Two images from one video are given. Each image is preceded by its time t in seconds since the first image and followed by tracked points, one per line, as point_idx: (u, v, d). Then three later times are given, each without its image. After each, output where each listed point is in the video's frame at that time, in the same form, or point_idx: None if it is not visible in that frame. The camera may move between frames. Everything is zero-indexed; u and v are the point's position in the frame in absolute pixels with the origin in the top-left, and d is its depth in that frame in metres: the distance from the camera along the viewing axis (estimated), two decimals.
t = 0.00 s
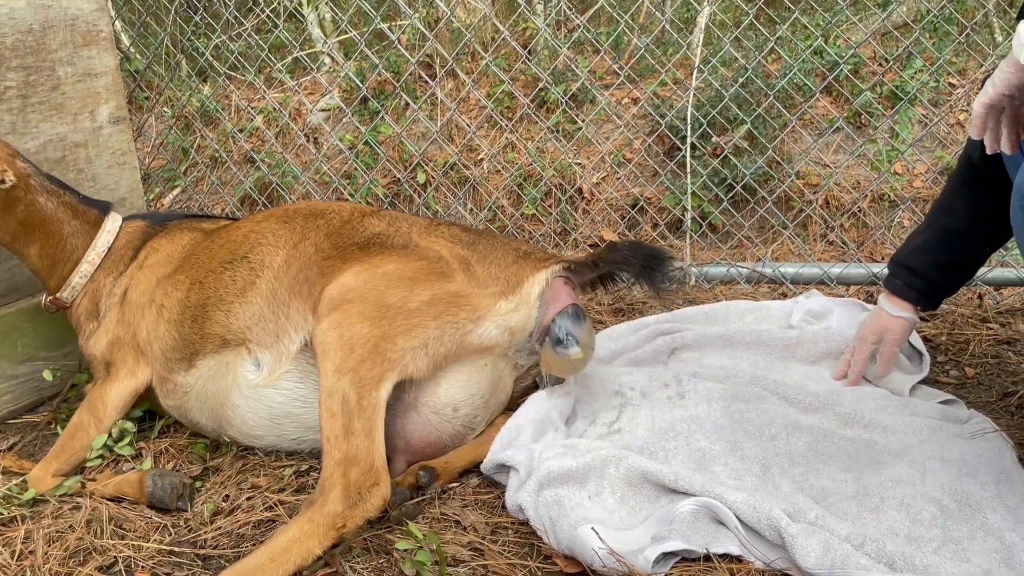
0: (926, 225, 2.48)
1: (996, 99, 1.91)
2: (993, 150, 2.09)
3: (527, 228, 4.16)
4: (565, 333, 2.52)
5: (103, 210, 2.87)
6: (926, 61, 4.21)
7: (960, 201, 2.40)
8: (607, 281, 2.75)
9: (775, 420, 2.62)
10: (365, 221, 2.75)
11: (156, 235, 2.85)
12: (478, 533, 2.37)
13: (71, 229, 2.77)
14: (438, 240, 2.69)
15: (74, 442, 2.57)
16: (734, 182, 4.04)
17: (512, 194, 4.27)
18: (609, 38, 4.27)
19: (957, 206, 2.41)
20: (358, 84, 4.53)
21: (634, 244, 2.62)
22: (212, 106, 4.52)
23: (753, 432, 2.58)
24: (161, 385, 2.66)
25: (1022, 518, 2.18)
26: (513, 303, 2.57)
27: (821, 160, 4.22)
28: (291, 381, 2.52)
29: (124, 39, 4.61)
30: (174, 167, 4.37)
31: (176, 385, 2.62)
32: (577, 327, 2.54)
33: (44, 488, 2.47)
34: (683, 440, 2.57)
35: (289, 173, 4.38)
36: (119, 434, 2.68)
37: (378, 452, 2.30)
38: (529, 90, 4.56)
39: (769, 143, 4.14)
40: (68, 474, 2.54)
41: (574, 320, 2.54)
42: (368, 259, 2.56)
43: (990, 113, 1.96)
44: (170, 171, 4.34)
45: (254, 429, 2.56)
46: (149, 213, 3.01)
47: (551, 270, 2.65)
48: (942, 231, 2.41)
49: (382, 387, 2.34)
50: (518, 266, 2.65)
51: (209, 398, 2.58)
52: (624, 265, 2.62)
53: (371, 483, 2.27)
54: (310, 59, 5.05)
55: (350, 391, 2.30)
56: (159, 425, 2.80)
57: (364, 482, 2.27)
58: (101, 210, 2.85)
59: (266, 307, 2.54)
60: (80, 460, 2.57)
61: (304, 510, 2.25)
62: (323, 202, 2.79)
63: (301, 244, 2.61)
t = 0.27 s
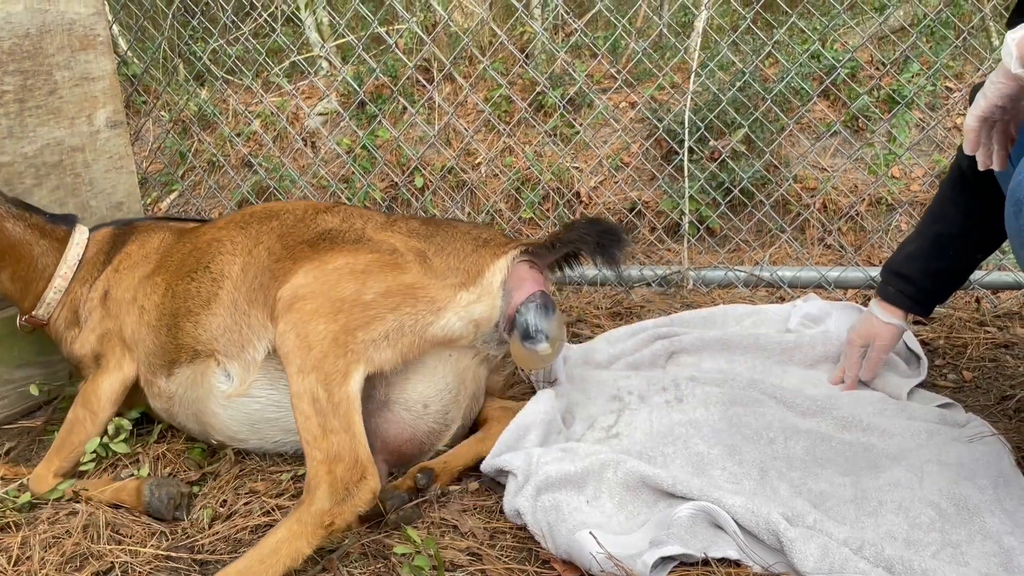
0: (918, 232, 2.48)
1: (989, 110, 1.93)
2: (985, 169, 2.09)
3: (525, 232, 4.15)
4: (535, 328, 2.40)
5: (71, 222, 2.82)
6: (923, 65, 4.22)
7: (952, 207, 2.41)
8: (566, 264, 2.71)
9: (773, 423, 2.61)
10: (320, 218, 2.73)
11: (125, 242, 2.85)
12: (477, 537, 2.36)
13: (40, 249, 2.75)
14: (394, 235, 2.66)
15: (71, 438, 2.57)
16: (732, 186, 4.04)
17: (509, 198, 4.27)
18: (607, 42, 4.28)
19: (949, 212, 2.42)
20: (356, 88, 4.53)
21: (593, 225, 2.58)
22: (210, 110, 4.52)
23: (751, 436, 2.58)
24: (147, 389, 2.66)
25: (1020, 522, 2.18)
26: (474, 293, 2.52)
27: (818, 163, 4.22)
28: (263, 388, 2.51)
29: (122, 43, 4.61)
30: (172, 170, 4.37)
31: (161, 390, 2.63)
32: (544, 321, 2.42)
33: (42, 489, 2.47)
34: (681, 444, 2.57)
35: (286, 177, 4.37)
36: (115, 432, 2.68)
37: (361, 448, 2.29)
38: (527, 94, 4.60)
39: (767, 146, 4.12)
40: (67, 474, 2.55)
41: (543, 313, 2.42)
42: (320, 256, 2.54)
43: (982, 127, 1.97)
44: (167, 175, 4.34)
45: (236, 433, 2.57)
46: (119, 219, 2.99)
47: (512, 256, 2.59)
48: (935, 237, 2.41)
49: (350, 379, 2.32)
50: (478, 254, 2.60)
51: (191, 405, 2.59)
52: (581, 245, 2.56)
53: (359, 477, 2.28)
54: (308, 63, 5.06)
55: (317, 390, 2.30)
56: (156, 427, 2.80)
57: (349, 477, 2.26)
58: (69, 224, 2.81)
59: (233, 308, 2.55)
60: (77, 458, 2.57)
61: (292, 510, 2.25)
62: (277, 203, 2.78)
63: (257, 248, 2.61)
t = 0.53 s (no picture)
0: (908, 242, 2.48)
1: (986, 117, 1.93)
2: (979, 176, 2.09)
3: (523, 237, 4.15)
4: (519, 330, 2.39)
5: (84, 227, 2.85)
6: (920, 70, 4.24)
7: (943, 217, 2.42)
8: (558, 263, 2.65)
9: (771, 427, 2.62)
10: (315, 222, 2.72)
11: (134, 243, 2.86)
12: (476, 541, 2.36)
13: (52, 249, 2.76)
14: (384, 239, 2.64)
15: (69, 447, 2.57)
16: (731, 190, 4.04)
17: (507, 202, 4.29)
18: (605, 46, 4.30)
19: (938, 223, 2.42)
20: (355, 93, 4.55)
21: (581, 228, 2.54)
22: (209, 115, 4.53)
23: (749, 440, 2.58)
24: (148, 387, 2.66)
25: (1018, 525, 2.18)
26: (461, 295, 2.50)
27: (816, 168, 4.24)
28: (252, 390, 2.52)
29: (121, 48, 4.62)
30: (170, 175, 4.34)
31: (160, 389, 2.63)
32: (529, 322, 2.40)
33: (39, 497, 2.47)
34: (680, 449, 2.58)
35: (285, 182, 4.38)
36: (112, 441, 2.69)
37: (353, 450, 2.29)
38: (526, 99, 4.61)
39: (764, 151, 4.12)
40: (64, 481, 2.55)
41: (528, 316, 2.39)
42: (310, 262, 2.53)
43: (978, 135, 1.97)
44: (166, 179, 4.32)
45: (226, 437, 2.58)
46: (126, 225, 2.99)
47: (501, 256, 2.55)
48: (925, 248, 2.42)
49: (338, 386, 2.33)
50: (467, 257, 2.58)
51: (185, 406, 2.60)
52: (568, 246, 2.52)
53: (350, 480, 2.26)
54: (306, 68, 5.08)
55: (306, 398, 2.30)
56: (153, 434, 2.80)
57: (341, 480, 2.26)
58: (81, 228, 2.84)
59: (225, 308, 2.56)
60: (75, 466, 2.57)
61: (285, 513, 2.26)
62: (274, 205, 2.77)
63: (251, 250, 2.61)
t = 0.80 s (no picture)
0: (912, 247, 2.49)
1: (990, 130, 1.95)
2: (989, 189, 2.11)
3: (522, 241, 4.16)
4: (553, 301, 2.50)
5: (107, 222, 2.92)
6: (918, 74, 4.26)
7: (946, 221, 2.42)
8: (599, 258, 2.70)
9: (771, 431, 2.62)
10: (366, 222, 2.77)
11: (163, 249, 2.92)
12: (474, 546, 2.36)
13: (72, 236, 2.81)
14: (433, 236, 2.69)
15: (69, 451, 2.56)
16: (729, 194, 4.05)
17: (506, 206, 4.29)
18: (603, 51, 4.31)
19: (942, 227, 2.43)
20: (354, 97, 4.55)
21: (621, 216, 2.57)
22: (207, 119, 4.53)
23: (748, 444, 2.58)
24: (166, 376, 2.67)
25: (1017, 529, 2.18)
26: (501, 278, 2.55)
27: (814, 172, 4.25)
28: (290, 362, 2.53)
29: (120, 52, 4.63)
30: (169, 180, 4.33)
31: (184, 373, 2.63)
32: (563, 294, 2.51)
33: (36, 502, 2.46)
34: (679, 453, 2.58)
35: (283, 186, 4.38)
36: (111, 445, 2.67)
37: (359, 443, 2.29)
38: (525, 103, 4.65)
39: (762, 155, 4.11)
40: (62, 486, 2.54)
41: (565, 288, 2.50)
42: (368, 256, 2.56)
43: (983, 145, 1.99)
44: (165, 184, 4.29)
45: (251, 418, 2.55)
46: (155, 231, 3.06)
47: (540, 248, 2.61)
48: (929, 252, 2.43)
49: (378, 380, 2.34)
50: (507, 249, 2.65)
51: (210, 383, 2.59)
52: (607, 233, 2.58)
53: (345, 470, 2.27)
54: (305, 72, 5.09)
55: (343, 382, 2.30)
56: (152, 438, 2.79)
57: (337, 471, 2.26)
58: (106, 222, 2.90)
59: (269, 292, 2.59)
60: (74, 470, 2.56)
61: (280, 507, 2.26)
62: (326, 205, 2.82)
63: (305, 237, 2.66)
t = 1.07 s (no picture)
0: (910, 252, 2.50)
1: (978, 132, 1.95)
2: (977, 191, 2.13)
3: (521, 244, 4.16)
4: (584, 309, 2.62)
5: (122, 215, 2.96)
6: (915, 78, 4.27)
7: (944, 226, 2.43)
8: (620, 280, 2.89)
9: (770, 434, 2.62)
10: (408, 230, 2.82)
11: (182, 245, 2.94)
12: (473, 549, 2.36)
13: (86, 226, 2.85)
14: (473, 245, 2.76)
15: (71, 443, 2.56)
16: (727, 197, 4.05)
17: (506, 209, 4.29)
18: (602, 55, 4.33)
19: (939, 232, 2.44)
20: (353, 101, 4.56)
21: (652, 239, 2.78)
22: (206, 123, 4.54)
23: (747, 448, 2.58)
24: (177, 366, 2.67)
25: (1015, 532, 2.19)
26: (540, 289, 2.63)
27: (813, 175, 4.25)
28: (325, 352, 2.57)
29: (120, 56, 4.65)
30: (169, 183, 4.39)
31: (199, 363, 2.64)
32: (594, 304, 2.66)
33: (35, 496, 2.45)
34: (678, 455, 2.58)
35: (282, 189, 4.38)
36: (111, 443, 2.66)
37: (391, 441, 2.33)
38: (524, 107, 4.61)
39: (760, 158, 4.12)
40: (62, 480, 2.54)
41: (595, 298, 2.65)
42: (419, 265, 2.63)
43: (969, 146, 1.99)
44: (163, 187, 4.39)
45: (268, 406, 2.57)
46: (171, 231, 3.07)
47: (571, 263, 2.73)
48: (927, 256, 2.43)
49: (424, 389, 2.41)
50: (543, 263, 2.73)
51: (232, 373, 2.60)
52: (637, 254, 2.79)
53: (371, 467, 2.30)
54: (304, 76, 5.11)
55: (390, 384, 2.38)
56: (150, 438, 2.78)
57: (361, 465, 2.29)
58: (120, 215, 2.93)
59: (312, 292, 2.63)
60: (75, 463, 2.56)
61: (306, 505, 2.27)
62: (370, 211, 2.88)
63: (354, 240, 2.71)
